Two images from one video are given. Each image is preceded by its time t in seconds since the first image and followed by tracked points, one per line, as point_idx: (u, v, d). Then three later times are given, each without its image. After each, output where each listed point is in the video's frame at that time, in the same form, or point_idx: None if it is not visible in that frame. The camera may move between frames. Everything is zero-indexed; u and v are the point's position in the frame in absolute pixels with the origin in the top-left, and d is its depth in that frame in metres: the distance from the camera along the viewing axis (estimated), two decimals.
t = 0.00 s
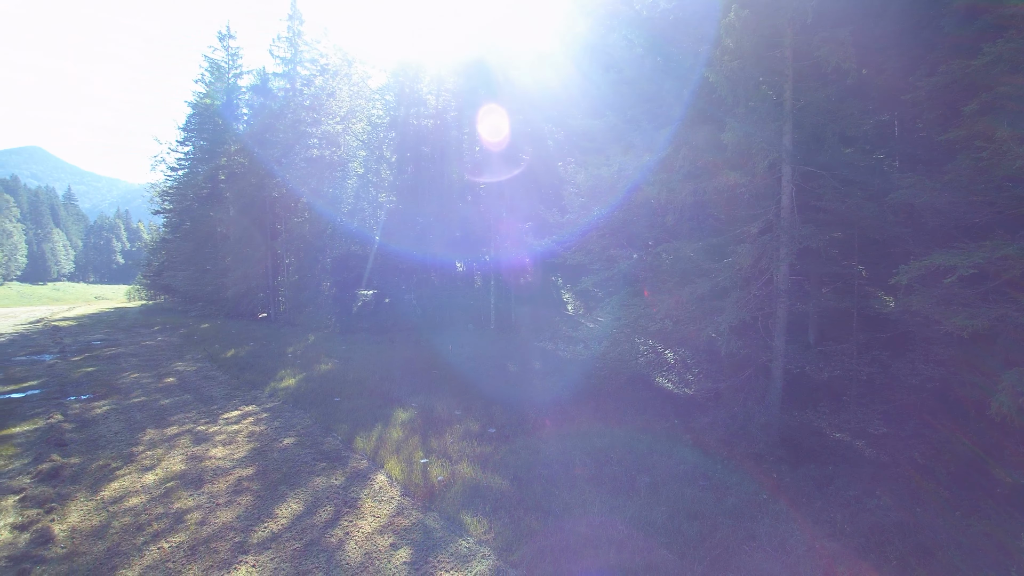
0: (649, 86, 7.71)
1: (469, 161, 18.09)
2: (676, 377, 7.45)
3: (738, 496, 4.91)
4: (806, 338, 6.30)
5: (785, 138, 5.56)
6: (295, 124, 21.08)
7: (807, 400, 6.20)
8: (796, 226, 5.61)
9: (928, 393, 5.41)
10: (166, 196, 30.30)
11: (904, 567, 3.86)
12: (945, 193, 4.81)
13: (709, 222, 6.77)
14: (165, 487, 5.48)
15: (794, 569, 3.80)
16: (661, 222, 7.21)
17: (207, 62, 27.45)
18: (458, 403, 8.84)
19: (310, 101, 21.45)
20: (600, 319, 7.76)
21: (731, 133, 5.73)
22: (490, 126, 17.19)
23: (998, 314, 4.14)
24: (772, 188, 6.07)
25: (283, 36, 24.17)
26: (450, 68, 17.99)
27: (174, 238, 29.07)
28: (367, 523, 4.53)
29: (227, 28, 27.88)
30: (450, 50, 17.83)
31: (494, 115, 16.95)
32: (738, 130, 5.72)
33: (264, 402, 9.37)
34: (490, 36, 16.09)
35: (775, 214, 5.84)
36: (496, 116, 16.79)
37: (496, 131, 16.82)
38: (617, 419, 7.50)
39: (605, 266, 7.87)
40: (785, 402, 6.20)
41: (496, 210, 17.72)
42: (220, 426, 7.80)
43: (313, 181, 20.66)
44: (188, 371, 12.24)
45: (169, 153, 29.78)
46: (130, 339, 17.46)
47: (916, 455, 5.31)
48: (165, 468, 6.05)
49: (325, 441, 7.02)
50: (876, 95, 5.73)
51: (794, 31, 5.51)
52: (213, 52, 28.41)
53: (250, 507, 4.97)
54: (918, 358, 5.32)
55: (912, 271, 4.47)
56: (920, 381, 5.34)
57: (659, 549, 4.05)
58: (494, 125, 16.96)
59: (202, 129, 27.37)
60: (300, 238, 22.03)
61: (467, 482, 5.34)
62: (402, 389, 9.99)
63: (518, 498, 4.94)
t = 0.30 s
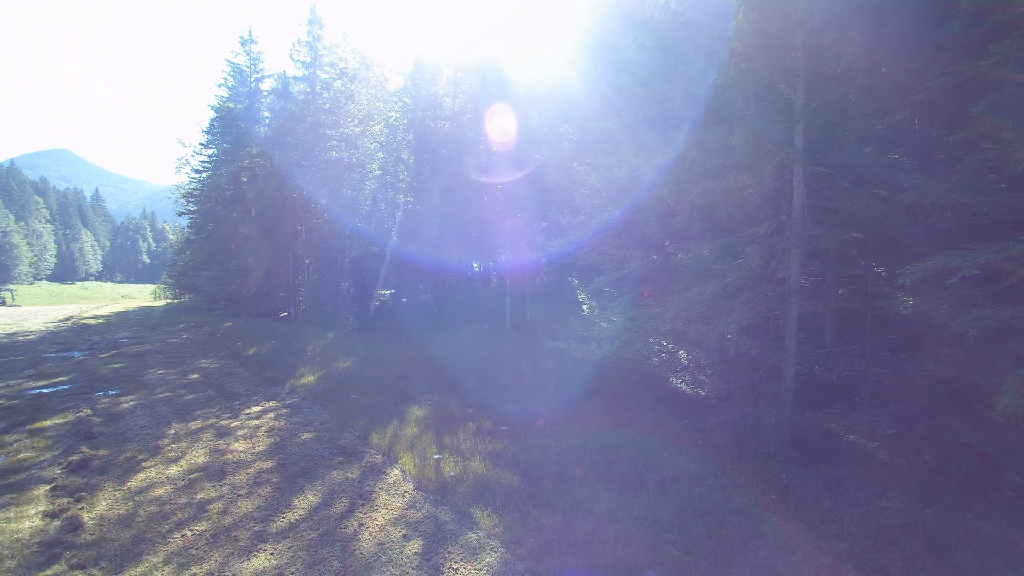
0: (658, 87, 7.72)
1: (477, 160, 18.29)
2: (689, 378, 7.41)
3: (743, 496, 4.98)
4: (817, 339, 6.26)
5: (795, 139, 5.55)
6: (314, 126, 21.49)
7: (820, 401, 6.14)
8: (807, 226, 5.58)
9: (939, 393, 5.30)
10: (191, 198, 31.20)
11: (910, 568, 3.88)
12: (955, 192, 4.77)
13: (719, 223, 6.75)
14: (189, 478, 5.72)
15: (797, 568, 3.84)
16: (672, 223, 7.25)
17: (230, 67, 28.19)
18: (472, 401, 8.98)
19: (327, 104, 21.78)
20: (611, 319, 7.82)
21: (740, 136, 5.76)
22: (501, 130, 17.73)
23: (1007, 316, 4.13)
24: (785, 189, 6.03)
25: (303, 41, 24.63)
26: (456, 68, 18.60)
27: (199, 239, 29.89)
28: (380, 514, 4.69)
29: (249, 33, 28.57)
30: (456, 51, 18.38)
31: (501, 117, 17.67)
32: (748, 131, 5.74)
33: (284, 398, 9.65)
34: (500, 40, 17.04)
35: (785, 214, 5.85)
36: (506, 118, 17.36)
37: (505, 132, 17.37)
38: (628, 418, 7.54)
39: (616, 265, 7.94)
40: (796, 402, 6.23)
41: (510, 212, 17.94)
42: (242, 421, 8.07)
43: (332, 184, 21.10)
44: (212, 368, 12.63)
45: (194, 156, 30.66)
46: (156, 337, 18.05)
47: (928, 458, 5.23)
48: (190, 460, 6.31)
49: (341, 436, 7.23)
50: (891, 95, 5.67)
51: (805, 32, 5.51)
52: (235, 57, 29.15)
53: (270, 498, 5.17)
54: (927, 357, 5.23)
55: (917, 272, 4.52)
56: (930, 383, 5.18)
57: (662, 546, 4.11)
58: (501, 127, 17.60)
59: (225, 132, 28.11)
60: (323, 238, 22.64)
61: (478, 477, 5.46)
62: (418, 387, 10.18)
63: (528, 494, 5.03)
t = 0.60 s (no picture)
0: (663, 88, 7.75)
1: (482, 160, 18.42)
2: (695, 377, 7.45)
3: (744, 494, 5.02)
4: (821, 339, 6.30)
5: (798, 140, 5.58)
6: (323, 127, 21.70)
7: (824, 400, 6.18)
8: (811, 226, 5.61)
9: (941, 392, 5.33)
10: (203, 198, 31.63)
11: (909, 566, 3.91)
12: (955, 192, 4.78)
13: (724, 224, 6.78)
14: (201, 472, 5.87)
15: (797, 565, 3.88)
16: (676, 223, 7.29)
17: (241, 68, 28.57)
18: (478, 400, 9.07)
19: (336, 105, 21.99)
20: (616, 319, 7.88)
21: (743, 136, 5.80)
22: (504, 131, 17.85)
23: (1006, 315, 4.15)
24: (788, 190, 6.06)
25: (313, 43, 24.90)
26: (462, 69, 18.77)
27: (210, 239, 30.30)
28: (386, 508, 4.79)
29: (260, 36, 28.93)
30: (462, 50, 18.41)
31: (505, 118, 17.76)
32: (751, 132, 5.78)
33: (293, 395, 9.81)
34: (502, 40, 17.39)
35: (788, 215, 5.90)
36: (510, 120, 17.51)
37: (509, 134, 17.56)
38: (633, 417, 7.58)
39: (622, 265, 7.99)
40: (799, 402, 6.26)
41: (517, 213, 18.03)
42: (253, 417, 8.23)
43: (341, 184, 21.28)
44: (224, 366, 12.85)
45: (206, 157, 31.08)
46: (170, 335, 18.36)
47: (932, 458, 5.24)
48: (202, 455, 6.46)
49: (350, 433, 7.35)
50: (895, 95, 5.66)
51: (809, 32, 5.54)
52: (247, 59, 29.54)
53: (279, 492, 5.29)
54: (929, 357, 5.25)
55: (916, 272, 4.56)
56: (931, 383, 5.25)
57: (663, 542, 4.16)
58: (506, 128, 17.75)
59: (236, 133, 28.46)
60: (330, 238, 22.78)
61: (482, 473, 5.55)
62: (425, 386, 10.29)
63: (532, 490, 5.11)
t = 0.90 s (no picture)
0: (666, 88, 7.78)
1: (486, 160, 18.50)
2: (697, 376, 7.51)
3: (744, 492, 5.05)
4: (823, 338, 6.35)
5: (799, 139, 5.62)
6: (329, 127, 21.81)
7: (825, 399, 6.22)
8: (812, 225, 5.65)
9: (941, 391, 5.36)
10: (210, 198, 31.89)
11: (906, 562, 3.95)
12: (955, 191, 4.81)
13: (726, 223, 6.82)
14: (208, 468, 5.97)
15: (794, 560, 3.92)
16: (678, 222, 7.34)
17: (247, 69, 28.78)
18: (481, 397, 9.15)
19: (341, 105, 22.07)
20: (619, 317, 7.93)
21: (745, 136, 5.85)
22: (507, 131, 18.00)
23: (1004, 314, 4.18)
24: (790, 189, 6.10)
25: (319, 43, 25.05)
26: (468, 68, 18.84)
27: (217, 239, 30.54)
28: (390, 503, 4.86)
29: (267, 37, 29.14)
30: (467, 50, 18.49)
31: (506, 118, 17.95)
32: (752, 132, 5.83)
33: (299, 393, 9.92)
34: (501, 40, 17.75)
35: (789, 215, 5.94)
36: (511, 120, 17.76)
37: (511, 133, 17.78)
38: (635, 415, 7.62)
39: (625, 264, 8.04)
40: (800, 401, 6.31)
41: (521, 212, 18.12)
42: (259, 414, 8.34)
43: (345, 184, 21.35)
44: (230, 364, 13.00)
45: (212, 157, 31.32)
46: (176, 334, 18.55)
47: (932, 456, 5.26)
48: (209, 451, 6.56)
49: (354, 430, 7.43)
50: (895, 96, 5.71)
51: (809, 32, 5.59)
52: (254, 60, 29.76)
53: (285, 487, 5.38)
54: (930, 356, 5.28)
55: (913, 271, 4.59)
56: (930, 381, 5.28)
57: (662, 537, 4.22)
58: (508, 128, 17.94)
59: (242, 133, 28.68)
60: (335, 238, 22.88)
61: (485, 469, 5.62)
62: (429, 384, 10.38)
63: (534, 485, 5.18)
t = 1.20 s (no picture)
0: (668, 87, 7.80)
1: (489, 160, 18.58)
2: (699, 375, 7.50)
3: (744, 490, 5.07)
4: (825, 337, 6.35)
5: (800, 139, 5.64)
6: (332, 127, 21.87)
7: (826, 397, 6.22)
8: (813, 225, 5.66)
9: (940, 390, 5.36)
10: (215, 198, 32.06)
11: (903, 560, 3.96)
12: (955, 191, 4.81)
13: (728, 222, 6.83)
14: (212, 464, 6.03)
15: (793, 557, 3.95)
16: (681, 220, 7.35)
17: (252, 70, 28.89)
18: (484, 396, 9.18)
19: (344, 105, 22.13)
20: (622, 316, 7.96)
21: (746, 135, 5.87)
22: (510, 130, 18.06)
23: (1003, 313, 4.19)
24: (791, 188, 6.11)
25: (323, 44, 25.13)
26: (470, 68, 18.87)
27: (222, 238, 30.70)
28: (392, 499, 4.91)
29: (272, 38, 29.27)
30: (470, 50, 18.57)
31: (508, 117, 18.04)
32: (753, 131, 5.86)
33: (303, 391, 9.98)
34: (501, 40, 17.98)
35: (790, 214, 5.95)
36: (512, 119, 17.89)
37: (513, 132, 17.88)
38: (637, 413, 7.65)
39: (627, 264, 8.05)
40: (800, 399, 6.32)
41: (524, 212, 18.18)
42: (264, 411, 8.41)
43: (349, 184, 21.43)
44: (235, 362, 13.10)
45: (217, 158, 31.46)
46: (182, 332, 18.69)
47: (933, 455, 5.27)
48: (214, 447, 6.63)
49: (358, 427, 7.49)
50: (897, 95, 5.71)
51: (810, 32, 5.62)
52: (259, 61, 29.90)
53: (289, 483, 5.43)
54: (930, 355, 5.28)
55: (912, 270, 4.60)
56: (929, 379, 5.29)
57: (662, 534, 4.25)
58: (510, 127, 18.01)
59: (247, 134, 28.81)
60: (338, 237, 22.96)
61: (487, 466, 5.66)
62: (432, 382, 10.42)
63: (535, 482, 5.22)
